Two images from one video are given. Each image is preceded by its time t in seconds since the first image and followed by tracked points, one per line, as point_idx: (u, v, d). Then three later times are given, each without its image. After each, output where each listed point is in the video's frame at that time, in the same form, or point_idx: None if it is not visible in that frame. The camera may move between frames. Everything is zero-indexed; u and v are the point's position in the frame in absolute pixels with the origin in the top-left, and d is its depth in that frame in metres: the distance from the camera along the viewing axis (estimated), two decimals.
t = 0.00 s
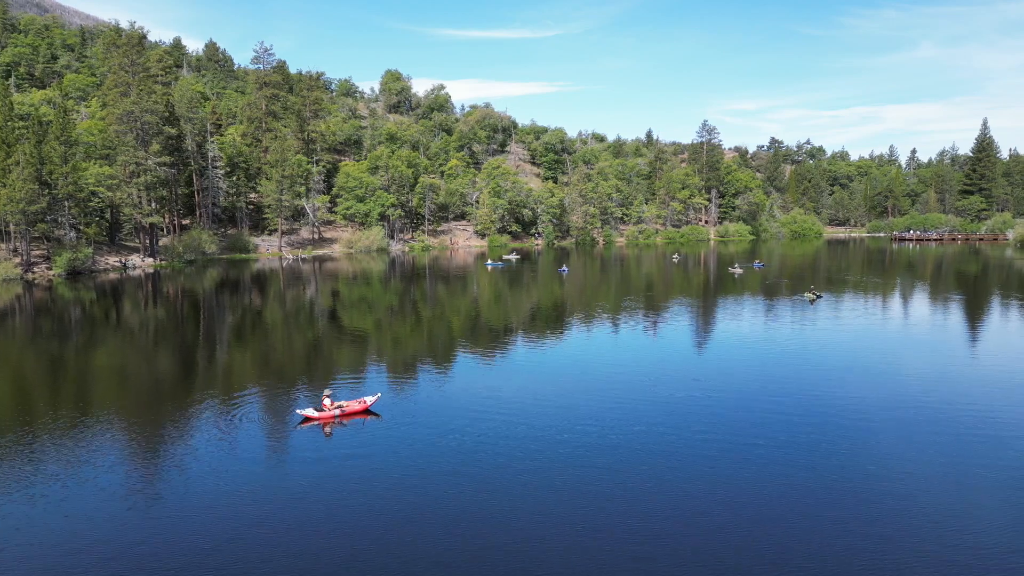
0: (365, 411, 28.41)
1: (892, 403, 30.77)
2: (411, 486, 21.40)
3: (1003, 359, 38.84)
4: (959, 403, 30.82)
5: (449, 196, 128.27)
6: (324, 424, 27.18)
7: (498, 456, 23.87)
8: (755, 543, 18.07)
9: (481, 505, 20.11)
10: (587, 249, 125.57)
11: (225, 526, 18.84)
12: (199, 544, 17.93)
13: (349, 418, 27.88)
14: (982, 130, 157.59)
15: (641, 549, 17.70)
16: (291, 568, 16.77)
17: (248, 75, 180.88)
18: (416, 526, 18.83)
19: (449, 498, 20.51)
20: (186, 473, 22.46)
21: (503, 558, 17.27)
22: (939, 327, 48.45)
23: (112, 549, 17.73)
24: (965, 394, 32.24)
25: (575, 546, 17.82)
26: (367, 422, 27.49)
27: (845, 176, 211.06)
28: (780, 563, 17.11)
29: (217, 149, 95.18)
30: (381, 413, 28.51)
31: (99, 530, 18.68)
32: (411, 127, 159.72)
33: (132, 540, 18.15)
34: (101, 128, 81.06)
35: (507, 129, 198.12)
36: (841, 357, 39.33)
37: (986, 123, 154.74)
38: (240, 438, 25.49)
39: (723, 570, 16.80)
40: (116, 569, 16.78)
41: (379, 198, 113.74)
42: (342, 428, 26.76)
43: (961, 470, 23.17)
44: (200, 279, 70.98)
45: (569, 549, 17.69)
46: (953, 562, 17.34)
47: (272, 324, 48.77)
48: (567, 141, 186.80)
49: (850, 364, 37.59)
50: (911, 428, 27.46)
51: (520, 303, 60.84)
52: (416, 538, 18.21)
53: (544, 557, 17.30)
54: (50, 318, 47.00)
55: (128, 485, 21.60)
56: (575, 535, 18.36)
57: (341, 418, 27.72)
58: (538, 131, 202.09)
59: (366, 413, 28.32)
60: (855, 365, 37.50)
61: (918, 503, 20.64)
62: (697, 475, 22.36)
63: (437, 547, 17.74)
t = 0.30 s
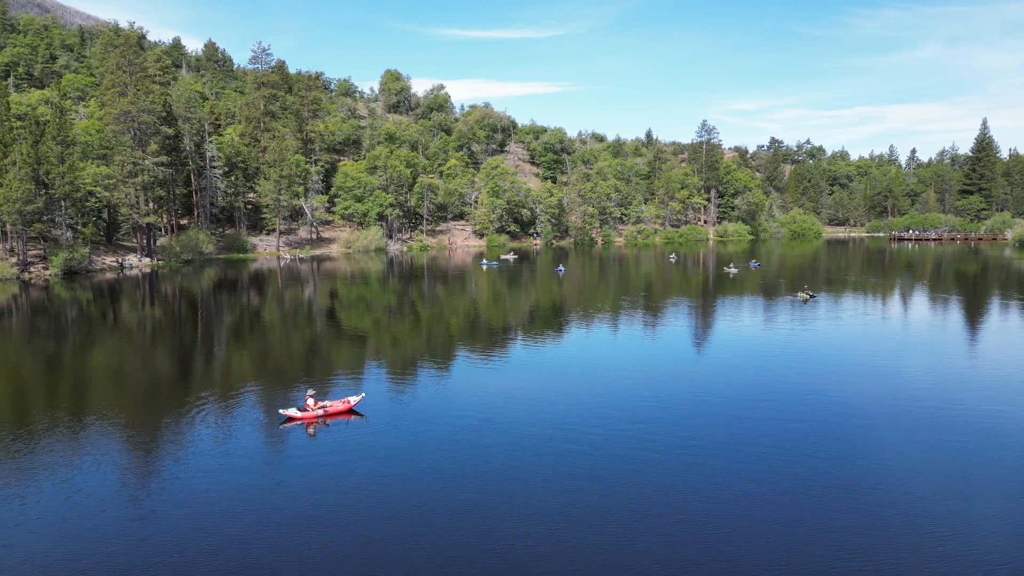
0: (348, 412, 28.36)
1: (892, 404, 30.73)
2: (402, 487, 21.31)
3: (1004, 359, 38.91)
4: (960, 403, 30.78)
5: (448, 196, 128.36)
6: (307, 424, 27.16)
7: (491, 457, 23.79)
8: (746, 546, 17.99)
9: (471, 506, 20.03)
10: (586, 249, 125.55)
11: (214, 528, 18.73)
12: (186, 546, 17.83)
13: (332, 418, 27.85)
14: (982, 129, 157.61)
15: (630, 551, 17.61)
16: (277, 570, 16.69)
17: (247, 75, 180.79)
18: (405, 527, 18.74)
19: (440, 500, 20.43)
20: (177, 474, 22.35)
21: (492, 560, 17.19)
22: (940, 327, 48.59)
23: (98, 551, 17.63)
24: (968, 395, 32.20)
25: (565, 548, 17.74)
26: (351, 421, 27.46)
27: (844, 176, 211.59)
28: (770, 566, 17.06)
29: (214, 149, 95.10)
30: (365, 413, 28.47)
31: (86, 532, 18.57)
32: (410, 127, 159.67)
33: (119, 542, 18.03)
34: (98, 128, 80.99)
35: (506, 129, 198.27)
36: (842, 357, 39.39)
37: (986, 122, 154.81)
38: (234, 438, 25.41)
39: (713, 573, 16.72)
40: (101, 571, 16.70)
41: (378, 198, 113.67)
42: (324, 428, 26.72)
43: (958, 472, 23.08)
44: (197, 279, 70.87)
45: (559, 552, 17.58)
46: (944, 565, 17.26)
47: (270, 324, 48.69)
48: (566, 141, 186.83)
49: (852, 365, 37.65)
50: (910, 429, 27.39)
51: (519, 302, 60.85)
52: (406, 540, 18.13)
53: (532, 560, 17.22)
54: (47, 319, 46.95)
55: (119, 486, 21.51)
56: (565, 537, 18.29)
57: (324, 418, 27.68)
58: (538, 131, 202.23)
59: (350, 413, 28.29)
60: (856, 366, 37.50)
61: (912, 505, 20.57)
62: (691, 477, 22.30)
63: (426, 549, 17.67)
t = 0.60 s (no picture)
0: (333, 412, 28.40)
1: (895, 405, 30.70)
2: (397, 489, 21.25)
3: (1005, 359, 38.97)
4: (963, 404, 30.78)
5: (448, 196, 128.46)
6: (291, 424, 27.19)
7: (487, 458, 23.80)
8: (741, 547, 17.94)
9: (465, 507, 20.01)
10: (585, 249, 125.58)
11: (205, 530, 18.71)
12: (177, 548, 17.77)
13: (316, 418, 27.90)
14: (983, 129, 157.65)
15: (624, 553, 17.60)
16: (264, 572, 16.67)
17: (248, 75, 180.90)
18: (398, 528, 18.74)
19: (434, 501, 20.40)
20: (169, 476, 22.23)
21: (483, 561, 17.15)
22: (942, 327, 48.64)
23: (88, 554, 17.56)
24: (970, 395, 32.21)
25: (559, 550, 17.71)
26: (335, 422, 27.51)
27: (845, 176, 211.67)
28: (764, 568, 16.99)
29: (214, 149, 95.14)
30: (350, 413, 28.51)
31: (76, 535, 18.48)
32: (410, 127, 159.82)
33: (109, 546, 17.97)
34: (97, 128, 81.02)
35: (507, 129, 198.37)
36: (844, 357, 39.46)
37: (987, 123, 154.85)
38: (231, 439, 25.38)
39: (705, 575, 16.69)
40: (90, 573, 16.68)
41: (377, 198, 113.64)
42: (308, 428, 26.77)
43: (958, 473, 23.05)
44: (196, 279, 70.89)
45: (553, 553, 17.56)
46: (937, 565, 17.30)
47: (269, 324, 48.72)
48: (567, 141, 186.84)
49: (854, 365, 37.70)
50: (912, 430, 27.33)
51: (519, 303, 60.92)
52: (398, 541, 18.10)
53: (525, 562, 17.18)
54: (46, 319, 46.97)
55: (113, 488, 21.44)
56: (559, 539, 18.26)
57: (309, 418, 27.77)
58: (538, 131, 202.36)
59: (335, 413, 28.34)
60: (858, 366, 37.56)
61: (911, 507, 20.48)
62: (691, 478, 22.26)
63: (419, 551, 17.64)
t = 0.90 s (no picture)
0: (321, 411, 28.48)
1: (905, 406, 30.48)
2: (399, 490, 21.23)
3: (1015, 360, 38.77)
4: (974, 406, 30.55)
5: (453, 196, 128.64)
6: (278, 424, 27.31)
7: (490, 459, 23.74)
8: (745, 550, 17.81)
9: (466, 508, 19.97)
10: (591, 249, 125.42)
11: (206, 530, 18.70)
12: (178, 549, 17.78)
13: (304, 418, 28.01)
14: (992, 129, 156.73)
15: (626, 555, 17.52)
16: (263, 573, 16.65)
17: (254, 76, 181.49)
18: (400, 530, 18.70)
19: (435, 500, 20.52)
20: (172, 476, 22.27)
21: (483, 563, 17.10)
22: (952, 328, 48.35)
23: (89, 554, 17.59)
24: (980, 397, 32.01)
25: (560, 551, 17.67)
26: (323, 421, 27.59)
27: (853, 175, 210.74)
28: (764, 568, 17.01)
29: (220, 150, 95.51)
30: (339, 413, 28.55)
31: (76, 535, 18.53)
32: (416, 127, 160.05)
33: (109, 545, 18.00)
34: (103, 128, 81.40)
35: (513, 129, 198.58)
36: (852, 358, 39.30)
37: (996, 122, 154.01)
38: (236, 439, 25.48)
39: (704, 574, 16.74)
40: (90, 573, 16.71)
41: (382, 198, 113.29)
42: (295, 428, 26.87)
43: (968, 475, 22.84)
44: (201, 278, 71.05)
45: (554, 555, 17.49)
46: (938, 565, 17.29)
47: (274, 324, 48.78)
48: (573, 141, 186.66)
49: (862, 366, 37.58)
50: (922, 432, 27.10)
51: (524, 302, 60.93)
52: (400, 542, 18.07)
53: (525, 562, 17.13)
54: (51, 318, 47.09)
55: (118, 487, 21.52)
56: (561, 540, 18.20)
57: (297, 417, 27.86)
58: (544, 131, 202.39)
59: (323, 413, 28.41)
60: (865, 367, 37.34)
61: (918, 510, 20.30)
62: (696, 479, 22.16)
63: (419, 552, 17.59)
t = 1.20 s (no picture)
0: (315, 411, 28.63)
1: (920, 408, 30.12)
2: (403, 490, 21.24)
3: None
4: (991, 408, 30.09)
5: (462, 196, 128.91)
6: (271, 422, 27.41)
7: (496, 459, 23.71)
8: (750, 552, 17.67)
9: (470, 509, 19.95)
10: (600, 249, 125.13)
11: (209, 530, 18.76)
12: (180, 549, 17.82)
13: (298, 417, 28.13)
14: (1008, 127, 155.13)
15: (629, 557, 17.42)
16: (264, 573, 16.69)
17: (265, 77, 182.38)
18: (403, 530, 18.71)
19: (439, 499, 20.60)
20: (175, 477, 22.31)
21: (484, 564, 17.07)
22: (966, 329, 47.92)
23: (100, 551, 17.79)
24: (995, 398, 31.69)
25: (563, 552, 17.59)
26: (317, 420, 27.75)
27: (865, 175, 209.22)
28: (766, 568, 16.99)
29: (230, 150, 96.10)
30: (331, 412, 28.70)
31: (79, 535, 18.59)
32: (425, 127, 160.38)
33: (112, 545, 18.05)
34: (115, 129, 82.10)
35: (522, 129, 198.69)
36: (865, 359, 39.03)
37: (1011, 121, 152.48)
38: (248, 438, 25.65)
39: (706, 573, 16.73)
40: (98, 569, 16.91)
41: (391, 198, 113.78)
42: (289, 426, 26.99)
43: (984, 479, 22.48)
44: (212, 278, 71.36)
45: (556, 556, 17.42)
46: (945, 567, 17.18)
47: (283, 323, 48.96)
48: (583, 140, 186.36)
49: (875, 367, 37.30)
50: (937, 435, 26.75)
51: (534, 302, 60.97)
52: (402, 543, 18.06)
53: (527, 564, 17.08)
54: (63, 318, 47.51)
55: (130, 485, 21.70)
56: (564, 542, 18.15)
57: (291, 416, 28.02)
58: (554, 131, 202.20)
59: (317, 412, 28.56)
60: (879, 368, 36.97)
61: (929, 513, 20.03)
62: (704, 481, 22.00)
63: (421, 552, 17.58)
